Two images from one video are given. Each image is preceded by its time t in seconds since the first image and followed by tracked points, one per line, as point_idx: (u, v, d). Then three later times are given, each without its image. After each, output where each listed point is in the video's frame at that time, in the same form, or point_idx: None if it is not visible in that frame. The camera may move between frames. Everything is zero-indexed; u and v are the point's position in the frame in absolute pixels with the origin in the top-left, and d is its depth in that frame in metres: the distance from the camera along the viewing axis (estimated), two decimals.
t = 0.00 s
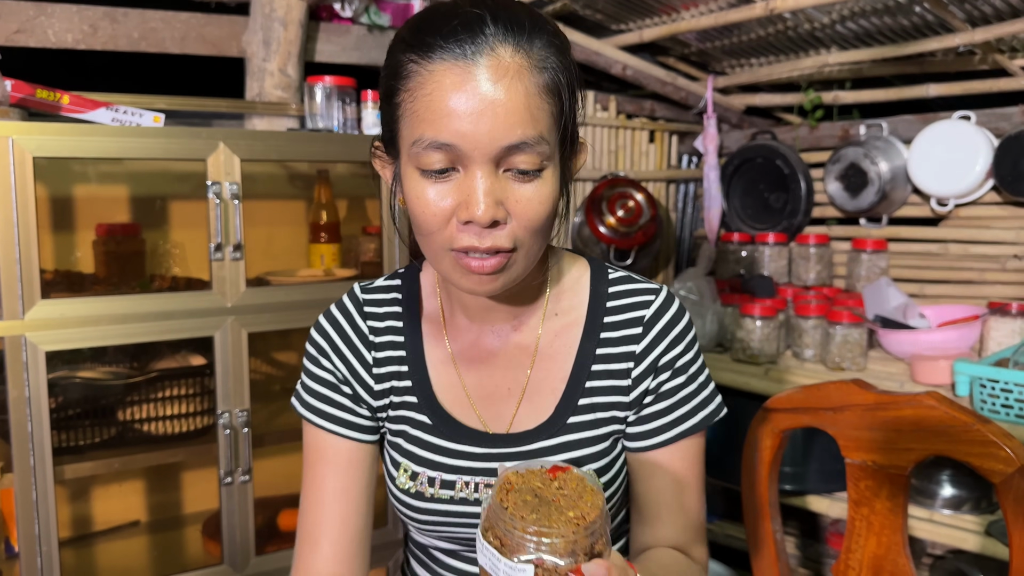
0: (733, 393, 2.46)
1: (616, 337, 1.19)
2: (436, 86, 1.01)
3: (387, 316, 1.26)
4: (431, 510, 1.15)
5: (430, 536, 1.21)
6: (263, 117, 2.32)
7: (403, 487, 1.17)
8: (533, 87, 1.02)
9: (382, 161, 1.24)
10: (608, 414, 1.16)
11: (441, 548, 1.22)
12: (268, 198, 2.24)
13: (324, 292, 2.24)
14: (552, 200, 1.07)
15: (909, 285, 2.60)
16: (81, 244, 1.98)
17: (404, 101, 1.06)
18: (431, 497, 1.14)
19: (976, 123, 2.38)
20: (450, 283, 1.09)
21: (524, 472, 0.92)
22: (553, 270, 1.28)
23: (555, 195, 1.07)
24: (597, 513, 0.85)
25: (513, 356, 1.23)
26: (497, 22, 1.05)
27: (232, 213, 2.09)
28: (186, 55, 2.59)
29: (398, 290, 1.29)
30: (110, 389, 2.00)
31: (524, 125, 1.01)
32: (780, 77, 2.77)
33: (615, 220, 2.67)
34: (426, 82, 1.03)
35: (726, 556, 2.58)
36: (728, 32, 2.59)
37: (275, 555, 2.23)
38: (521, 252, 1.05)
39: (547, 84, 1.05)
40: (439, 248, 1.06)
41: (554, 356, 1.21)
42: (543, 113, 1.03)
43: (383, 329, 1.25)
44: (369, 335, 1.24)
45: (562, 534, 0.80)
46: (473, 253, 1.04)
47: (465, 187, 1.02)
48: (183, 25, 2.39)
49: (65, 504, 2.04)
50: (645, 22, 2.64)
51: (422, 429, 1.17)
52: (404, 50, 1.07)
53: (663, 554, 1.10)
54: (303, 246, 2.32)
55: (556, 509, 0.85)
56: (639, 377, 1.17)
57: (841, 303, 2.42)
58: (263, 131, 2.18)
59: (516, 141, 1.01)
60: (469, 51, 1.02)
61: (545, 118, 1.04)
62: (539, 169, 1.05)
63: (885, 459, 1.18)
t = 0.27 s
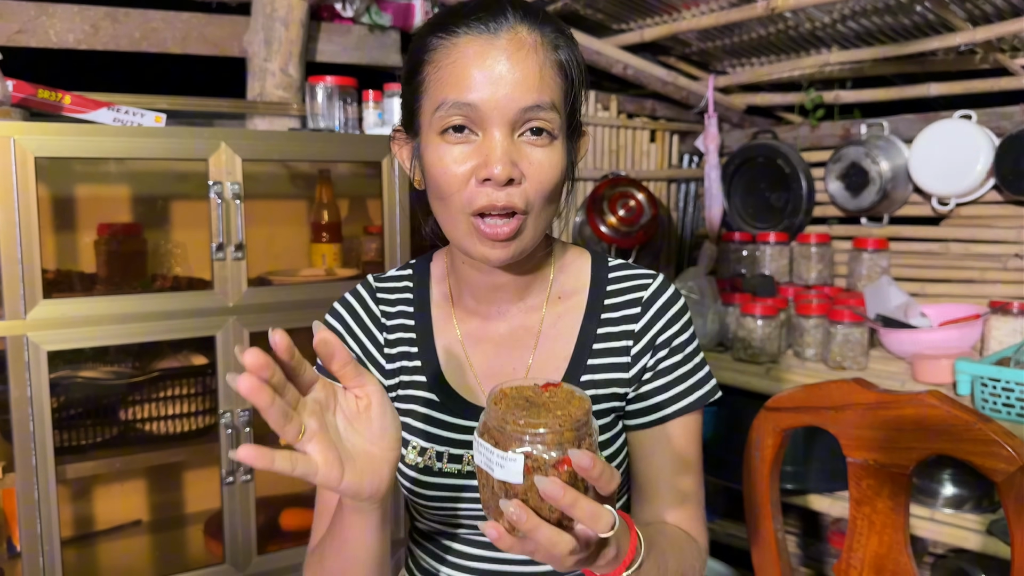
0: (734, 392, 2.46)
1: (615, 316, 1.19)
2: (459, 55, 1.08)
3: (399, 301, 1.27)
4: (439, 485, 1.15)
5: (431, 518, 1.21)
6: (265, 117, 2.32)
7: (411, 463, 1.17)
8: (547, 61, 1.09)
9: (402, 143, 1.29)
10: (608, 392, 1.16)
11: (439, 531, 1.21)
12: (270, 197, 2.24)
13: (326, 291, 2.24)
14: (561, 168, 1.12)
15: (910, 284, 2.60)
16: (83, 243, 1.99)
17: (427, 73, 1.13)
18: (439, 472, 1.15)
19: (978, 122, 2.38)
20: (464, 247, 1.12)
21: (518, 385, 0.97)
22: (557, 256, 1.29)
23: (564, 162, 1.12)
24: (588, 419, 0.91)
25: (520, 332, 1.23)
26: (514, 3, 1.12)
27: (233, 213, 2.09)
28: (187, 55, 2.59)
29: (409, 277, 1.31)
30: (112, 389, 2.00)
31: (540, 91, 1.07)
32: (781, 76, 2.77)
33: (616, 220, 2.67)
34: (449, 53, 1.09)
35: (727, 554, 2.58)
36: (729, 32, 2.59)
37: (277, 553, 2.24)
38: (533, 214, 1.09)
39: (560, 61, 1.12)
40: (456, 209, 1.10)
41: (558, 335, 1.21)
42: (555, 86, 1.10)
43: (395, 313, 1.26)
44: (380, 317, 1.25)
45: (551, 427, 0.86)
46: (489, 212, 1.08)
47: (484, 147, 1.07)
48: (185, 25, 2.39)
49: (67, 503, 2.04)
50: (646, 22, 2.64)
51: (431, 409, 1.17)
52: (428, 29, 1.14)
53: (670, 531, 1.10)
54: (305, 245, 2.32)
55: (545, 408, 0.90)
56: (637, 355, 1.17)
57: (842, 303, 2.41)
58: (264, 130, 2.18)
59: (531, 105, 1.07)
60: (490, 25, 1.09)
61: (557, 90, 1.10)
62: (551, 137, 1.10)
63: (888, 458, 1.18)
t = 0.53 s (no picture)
0: (735, 392, 2.46)
1: (612, 308, 1.20)
2: (466, 50, 1.09)
3: (406, 294, 1.27)
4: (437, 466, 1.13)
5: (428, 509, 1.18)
6: (266, 118, 2.32)
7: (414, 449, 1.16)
8: (551, 58, 1.11)
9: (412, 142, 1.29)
10: (605, 382, 1.17)
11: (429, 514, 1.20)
12: (271, 198, 2.24)
13: (327, 292, 2.24)
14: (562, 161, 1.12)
15: (911, 284, 2.60)
16: (85, 244, 1.99)
17: (436, 70, 1.14)
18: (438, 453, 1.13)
19: (978, 122, 2.38)
20: (466, 234, 1.11)
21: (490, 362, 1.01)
22: (559, 250, 1.28)
23: (565, 155, 1.12)
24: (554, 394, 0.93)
25: (519, 321, 1.22)
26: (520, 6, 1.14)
27: (234, 214, 2.09)
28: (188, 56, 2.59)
29: (416, 273, 1.30)
30: (114, 389, 2.01)
31: (542, 85, 1.08)
32: (781, 76, 2.77)
33: (617, 220, 2.67)
34: (457, 48, 1.11)
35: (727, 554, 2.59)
36: (729, 32, 2.59)
37: (278, 554, 2.24)
38: (534, 201, 1.08)
39: (563, 61, 1.13)
40: (459, 195, 1.09)
41: (556, 326, 1.21)
42: (558, 82, 1.11)
43: (401, 305, 1.26)
44: (386, 309, 1.26)
45: (514, 398, 0.88)
46: (491, 198, 1.07)
47: (488, 136, 1.07)
48: (186, 26, 2.39)
49: (69, 503, 2.04)
50: (646, 22, 2.64)
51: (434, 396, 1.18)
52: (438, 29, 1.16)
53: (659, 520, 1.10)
54: (306, 246, 2.32)
55: (510, 381, 0.93)
56: (634, 346, 1.18)
57: (843, 303, 2.42)
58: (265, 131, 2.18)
59: (533, 97, 1.07)
60: (496, 23, 1.10)
61: (559, 86, 1.11)
62: (553, 129, 1.10)
63: (888, 458, 1.18)
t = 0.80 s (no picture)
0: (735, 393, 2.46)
1: (610, 303, 1.20)
2: (466, 64, 1.09)
3: (409, 289, 1.27)
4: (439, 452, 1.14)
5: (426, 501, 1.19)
6: (266, 119, 2.32)
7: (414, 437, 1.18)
8: (551, 70, 1.10)
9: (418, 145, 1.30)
10: (602, 374, 1.17)
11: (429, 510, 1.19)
12: (271, 200, 2.25)
13: (327, 293, 2.24)
14: (561, 170, 1.12)
15: (910, 284, 2.60)
16: (85, 245, 1.99)
17: (437, 81, 1.14)
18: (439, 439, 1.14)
19: (977, 122, 2.38)
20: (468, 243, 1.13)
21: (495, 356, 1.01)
22: (559, 249, 1.29)
23: (564, 165, 1.12)
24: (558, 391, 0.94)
25: (519, 317, 1.23)
26: (520, 16, 1.13)
27: (235, 214, 2.09)
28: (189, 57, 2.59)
29: (420, 271, 1.30)
30: (115, 390, 2.01)
31: (540, 99, 1.08)
32: (780, 77, 2.77)
33: (616, 221, 2.67)
34: (457, 61, 1.10)
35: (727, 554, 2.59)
36: (729, 32, 2.59)
37: (278, 555, 2.24)
38: (532, 212, 1.09)
39: (561, 72, 1.12)
40: (461, 206, 1.11)
41: (556, 320, 1.21)
42: (556, 94, 1.10)
43: (405, 300, 1.26)
44: (390, 303, 1.26)
45: (518, 394, 0.89)
46: (491, 209, 1.08)
47: (487, 150, 1.08)
48: (186, 28, 2.39)
49: (70, 504, 2.05)
50: (646, 23, 2.64)
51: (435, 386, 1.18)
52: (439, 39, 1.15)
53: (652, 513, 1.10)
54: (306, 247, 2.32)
55: (514, 378, 0.93)
56: (630, 340, 1.18)
57: (842, 303, 2.42)
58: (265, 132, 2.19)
59: (531, 113, 1.07)
60: (496, 36, 1.09)
61: (558, 98, 1.10)
62: (552, 141, 1.10)
63: (887, 459, 1.19)
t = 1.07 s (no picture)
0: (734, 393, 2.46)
1: (609, 300, 1.20)
2: (464, 83, 1.07)
3: (410, 288, 1.28)
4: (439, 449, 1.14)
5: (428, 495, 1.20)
6: (265, 120, 2.33)
7: (414, 431, 1.17)
8: (548, 86, 1.08)
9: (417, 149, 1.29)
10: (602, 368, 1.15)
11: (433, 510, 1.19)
12: (270, 200, 2.25)
13: (326, 294, 2.24)
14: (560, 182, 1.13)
15: (909, 284, 2.60)
16: (85, 246, 1.99)
17: (435, 97, 1.12)
18: (438, 436, 1.14)
19: (977, 123, 2.39)
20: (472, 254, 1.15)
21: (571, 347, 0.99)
22: (556, 250, 1.30)
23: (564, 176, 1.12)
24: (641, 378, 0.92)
25: (518, 315, 1.23)
26: (516, 30, 1.12)
27: (234, 216, 2.09)
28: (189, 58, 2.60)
29: (420, 271, 1.31)
30: (115, 390, 2.02)
31: (539, 116, 1.07)
32: (779, 78, 2.77)
33: (616, 221, 2.67)
34: (456, 79, 1.09)
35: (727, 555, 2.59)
36: (728, 33, 2.59)
37: (278, 555, 2.24)
38: (532, 226, 1.11)
39: (559, 86, 1.11)
40: (464, 221, 1.12)
41: (555, 317, 1.21)
42: (555, 109, 1.09)
43: (405, 299, 1.27)
44: (390, 302, 1.26)
45: (606, 379, 0.88)
46: (493, 225, 1.10)
47: (488, 169, 1.08)
48: (186, 29, 2.39)
49: (69, 505, 2.05)
50: (645, 23, 2.65)
51: (434, 381, 1.17)
52: (436, 52, 1.13)
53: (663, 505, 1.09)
54: (305, 247, 2.33)
55: (602, 364, 0.92)
56: (631, 337, 1.17)
57: (842, 303, 2.43)
58: (265, 133, 2.19)
59: (530, 132, 1.06)
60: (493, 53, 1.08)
61: (556, 113, 1.09)
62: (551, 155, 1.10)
63: (887, 459, 1.19)
